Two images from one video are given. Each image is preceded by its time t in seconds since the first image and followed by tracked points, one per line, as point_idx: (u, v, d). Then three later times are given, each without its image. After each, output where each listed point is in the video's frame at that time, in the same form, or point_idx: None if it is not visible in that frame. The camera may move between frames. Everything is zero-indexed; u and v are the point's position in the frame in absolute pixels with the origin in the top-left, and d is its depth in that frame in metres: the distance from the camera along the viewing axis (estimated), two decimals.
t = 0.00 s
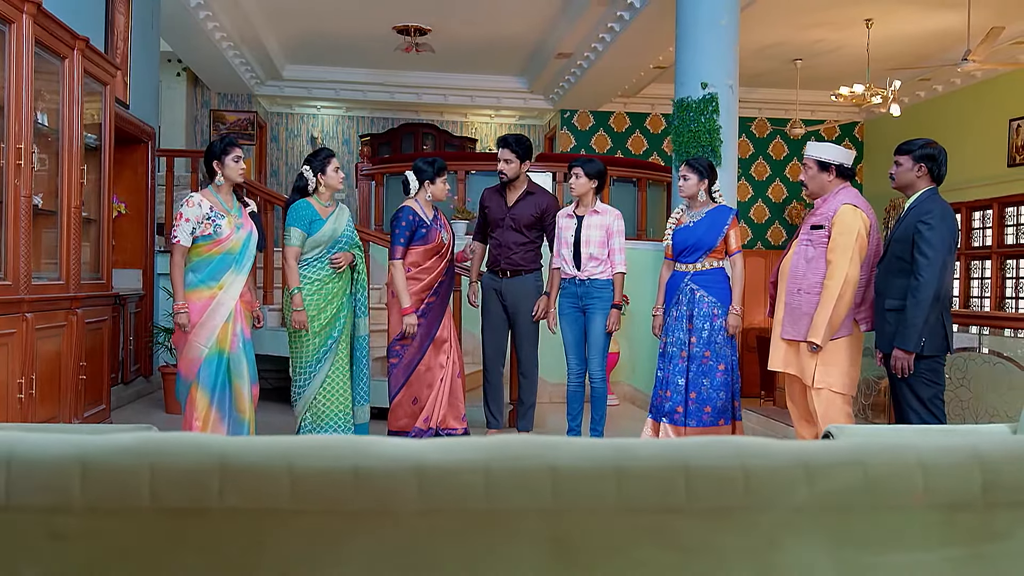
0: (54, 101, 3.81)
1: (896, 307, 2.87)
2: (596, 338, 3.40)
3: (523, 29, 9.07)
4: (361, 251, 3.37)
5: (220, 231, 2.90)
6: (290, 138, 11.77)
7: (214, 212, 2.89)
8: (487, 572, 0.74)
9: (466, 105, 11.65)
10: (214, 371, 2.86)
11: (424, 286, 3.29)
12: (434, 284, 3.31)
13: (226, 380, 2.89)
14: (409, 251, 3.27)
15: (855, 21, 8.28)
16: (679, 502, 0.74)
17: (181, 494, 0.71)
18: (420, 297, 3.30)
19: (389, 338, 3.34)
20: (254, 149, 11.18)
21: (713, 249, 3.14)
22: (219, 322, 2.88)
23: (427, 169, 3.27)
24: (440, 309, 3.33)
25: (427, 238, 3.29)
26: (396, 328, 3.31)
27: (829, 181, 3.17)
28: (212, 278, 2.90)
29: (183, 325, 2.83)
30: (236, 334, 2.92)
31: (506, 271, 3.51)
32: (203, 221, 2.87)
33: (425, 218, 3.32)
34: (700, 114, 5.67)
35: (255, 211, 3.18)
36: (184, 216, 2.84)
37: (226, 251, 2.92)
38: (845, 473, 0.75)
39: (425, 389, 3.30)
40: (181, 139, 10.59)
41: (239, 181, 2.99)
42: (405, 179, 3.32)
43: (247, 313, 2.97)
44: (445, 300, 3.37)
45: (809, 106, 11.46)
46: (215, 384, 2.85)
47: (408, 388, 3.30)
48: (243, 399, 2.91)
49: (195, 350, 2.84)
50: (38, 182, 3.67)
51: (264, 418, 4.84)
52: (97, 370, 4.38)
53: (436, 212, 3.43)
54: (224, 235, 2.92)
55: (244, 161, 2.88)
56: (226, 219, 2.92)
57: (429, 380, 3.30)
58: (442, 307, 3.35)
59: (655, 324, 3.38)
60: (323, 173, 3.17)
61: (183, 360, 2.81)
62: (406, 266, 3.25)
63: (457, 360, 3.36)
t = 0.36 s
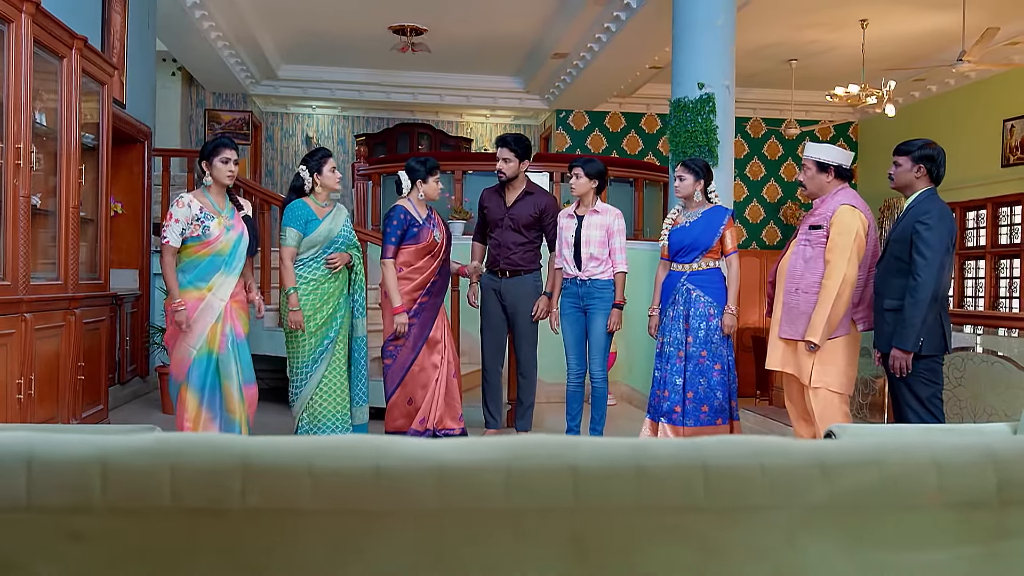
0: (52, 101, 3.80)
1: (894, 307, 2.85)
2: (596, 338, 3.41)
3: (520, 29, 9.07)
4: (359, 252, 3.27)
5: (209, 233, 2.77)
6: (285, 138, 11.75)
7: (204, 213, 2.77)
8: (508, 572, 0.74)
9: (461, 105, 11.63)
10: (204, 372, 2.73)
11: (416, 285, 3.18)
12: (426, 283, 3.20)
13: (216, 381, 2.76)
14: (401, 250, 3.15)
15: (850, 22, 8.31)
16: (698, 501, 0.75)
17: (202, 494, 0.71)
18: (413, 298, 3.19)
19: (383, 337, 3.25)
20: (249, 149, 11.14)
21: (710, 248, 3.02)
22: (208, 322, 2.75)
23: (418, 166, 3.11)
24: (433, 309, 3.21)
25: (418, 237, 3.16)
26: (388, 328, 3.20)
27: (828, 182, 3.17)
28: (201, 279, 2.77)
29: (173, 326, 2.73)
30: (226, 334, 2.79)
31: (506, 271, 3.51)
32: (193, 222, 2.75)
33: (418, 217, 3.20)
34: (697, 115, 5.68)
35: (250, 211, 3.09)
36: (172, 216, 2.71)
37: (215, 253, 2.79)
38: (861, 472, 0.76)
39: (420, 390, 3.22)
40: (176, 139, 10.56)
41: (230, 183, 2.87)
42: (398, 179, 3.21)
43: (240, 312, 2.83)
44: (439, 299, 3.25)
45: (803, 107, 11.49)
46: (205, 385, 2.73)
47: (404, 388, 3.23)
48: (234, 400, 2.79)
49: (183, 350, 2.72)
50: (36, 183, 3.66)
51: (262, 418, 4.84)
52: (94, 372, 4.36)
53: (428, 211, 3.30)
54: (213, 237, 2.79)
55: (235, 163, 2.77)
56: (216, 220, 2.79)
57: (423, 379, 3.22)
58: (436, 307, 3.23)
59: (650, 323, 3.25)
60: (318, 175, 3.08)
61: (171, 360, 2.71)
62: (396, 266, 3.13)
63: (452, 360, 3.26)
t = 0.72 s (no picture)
0: (50, 101, 3.78)
1: (892, 307, 2.84)
2: (595, 338, 3.42)
3: (515, 29, 9.08)
4: (357, 251, 3.23)
5: (207, 230, 2.76)
6: (278, 138, 11.72)
7: (202, 211, 2.76)
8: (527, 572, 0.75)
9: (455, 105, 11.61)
10: (203, 372, 2.73)
11: (408, 284, 3.13)
12: (419, 283, 3.14)
13: (214, 380, 2.75)
14: (393, 252, 3.13)
15: (844, 23, 8.34)
16: (713, 499, 0.76)
17: (222, 494, 0.71)
18: (404, 298, 3.14)
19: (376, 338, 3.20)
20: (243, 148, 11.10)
21: (706, 250, 3.02)
22: (207, 321, 2.74)
23: (414, 169, 3.08)
24: (426, 309, 3.15)
25: (408, 239, 3.11)
26: (380, 329, 3.15)
27: (825, 182, 3.16)
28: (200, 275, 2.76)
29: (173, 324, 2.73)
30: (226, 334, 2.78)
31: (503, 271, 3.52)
32: (190, 221, 2.74)
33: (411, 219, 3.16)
34: (692, 115, 5.69)
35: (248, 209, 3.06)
36: (168, 215, 2.71)
37: (213, 250, 2.77)
38: (875, 471, 0.77)
39: (415, 390, 3.14)
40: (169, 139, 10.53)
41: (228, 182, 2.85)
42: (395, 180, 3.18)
43: (240, 312, 2.83)
44: (428, 302, 3.16)
45: (797, 107, 11.53)
46: (204, 385, 2.73)
47: (399, 388, 3.15)
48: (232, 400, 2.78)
49: (183, 349, 2.72)
50: (33, 183, 3.65)
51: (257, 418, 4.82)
52: (91, 373, 4.35)
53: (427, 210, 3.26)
54: (211, 234, 2.78)
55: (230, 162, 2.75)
56: (213, 217, 2.78)
57: (417, 379, 3.15)
58: (428, 307, 3.16)
59: (648, 323, 3.25)
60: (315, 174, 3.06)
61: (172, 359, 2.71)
62: (389, 267, 3.11)
63: (448, 359, 3.20)
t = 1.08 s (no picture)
0: (48, 101, 3.77)
1: (891, 308, 2.82)
2: (595, 338, 3.43)
3: (511, 29, 9.09)
4: (359, 251, 3.22)
5: (214, 230, 2.77)
6: (274, 138, 11.70)
7: (209, 212, 2.77)
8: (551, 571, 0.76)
9: (451, 105, 11.60)
10: (208, 372, 2.73)
11: (409, 286, 3.12)
12: (421, 285, 3.14)
13: (219, 380, 2.75)
14: (394, 253, 3.13)
15: (840, 23, 8.37)
16: (733, 498, 0.77)
17: (244, 495, 0.72)
18: (406, 299, 3.14)
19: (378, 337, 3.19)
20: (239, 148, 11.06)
21: (706, 250, 3.02)
22: (212, 320, 2.74)
23: (421, 168, 3.10)
24: (425, 310, 3.15)
25: (412, 241, 3.11)
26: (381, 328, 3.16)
27: (824, 183, 3.16)
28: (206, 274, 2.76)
29: (179, 323, 2.73)
30: (231, 334, 2.78)
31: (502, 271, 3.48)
32: (197, 221, 2.75)
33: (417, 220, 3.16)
34: (689, 115, 5.70)
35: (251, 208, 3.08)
36: (176, 216, 2.71)
37: (220, 250, 2.78)
38: (890, 471, 0.79)
39: (411, 390, 3.12)
40: (165, 139, 10.49)
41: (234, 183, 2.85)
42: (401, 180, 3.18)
43: (245, 312, 2.82)
44: (432, 301, 3.17)
45: (792, 108, 11.55)
46: (209, 384, 2.72)
47: (395, 387, 3.14)
48: (236, 400, 2.77)
49: (189, 348, 2.72)
50: (34, 183, 3.64)
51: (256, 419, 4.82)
52: (89, 373, 4.33)
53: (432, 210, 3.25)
54: (218, 234, 2.79)
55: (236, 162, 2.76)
56: (220, 218, 2.79)
57: (414, 380, 3.13)
58: (428, 309, 3.16)
59: (648, 324, 3.26)
60: (315, 175, 3.04)
61: (178, 358, 2.71)
62: (390, 267, 3.11)
63: (448, 360, 3.18)
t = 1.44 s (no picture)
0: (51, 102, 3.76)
1: (893, 309, 2.80)
2: (596, 339, 3.43)
3: (511, 31, 9.09)
4: (365, 254, 3.18)
5: (220, 232, 2.76)
6: (272, 139, 11.69)
7: (215, 213, 2.77)
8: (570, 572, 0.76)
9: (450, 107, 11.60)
10: (211, 372, 2.73)
11: (421, 286, 3.13)
12: (432, 285, 3.14)
13: (221, 381, 2.75)
14: (407, 253, 3.14)
15: (838, 25, 8.38)
16: (753, 500, 0.77)
17: (270, 497, 0.72)
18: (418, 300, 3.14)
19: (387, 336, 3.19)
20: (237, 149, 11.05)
21: (711, 252, 3.03)
22: (217, 321, 2.74)
23: (432, 170, 3.09)
24: (438, 309, 3.14)
25: (423, 240, 3.12)
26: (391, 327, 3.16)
27: (825, 185, 3.15)
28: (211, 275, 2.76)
29: (183, 323, 2.73)
30: (234, 336, 2.78)
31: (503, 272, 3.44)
32: (204, 223, 2.75)
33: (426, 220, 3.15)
34: (688, 117, 5.70)
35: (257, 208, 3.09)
36: (183, 216, 2.72)
37: (226, 252, 2.78)
38: (909, 470, 0.80)
39: (420, 390, 3.13)
40: (164, 140, 10.47)
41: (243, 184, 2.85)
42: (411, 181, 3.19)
43: (249, 314, 2.83)
44: (445, 301, 3.17)
45: (790, 109, 11.57)
46: (211, 385, 2.72)
47: (404, 387, 3.14)
48: (237, 402, 2.77)
49: (192, 348, 2.72)
50: (37, 185, 3.64)
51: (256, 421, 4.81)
52: (91, 375, 4.32)
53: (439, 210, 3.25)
54: (224, 236, 2.78)
55: (245, 163, 2.75)
56: (227, 220, 2.78)
57: (423, 380, 3.14)
58: (441, 308, 3.15)
59: (652, 326, 3.25)
60: (317, 176, 3.04)
61: (181, 357, 2.70)
62: (404, 268, 3.13)
63: (457, 361, 3.19)
